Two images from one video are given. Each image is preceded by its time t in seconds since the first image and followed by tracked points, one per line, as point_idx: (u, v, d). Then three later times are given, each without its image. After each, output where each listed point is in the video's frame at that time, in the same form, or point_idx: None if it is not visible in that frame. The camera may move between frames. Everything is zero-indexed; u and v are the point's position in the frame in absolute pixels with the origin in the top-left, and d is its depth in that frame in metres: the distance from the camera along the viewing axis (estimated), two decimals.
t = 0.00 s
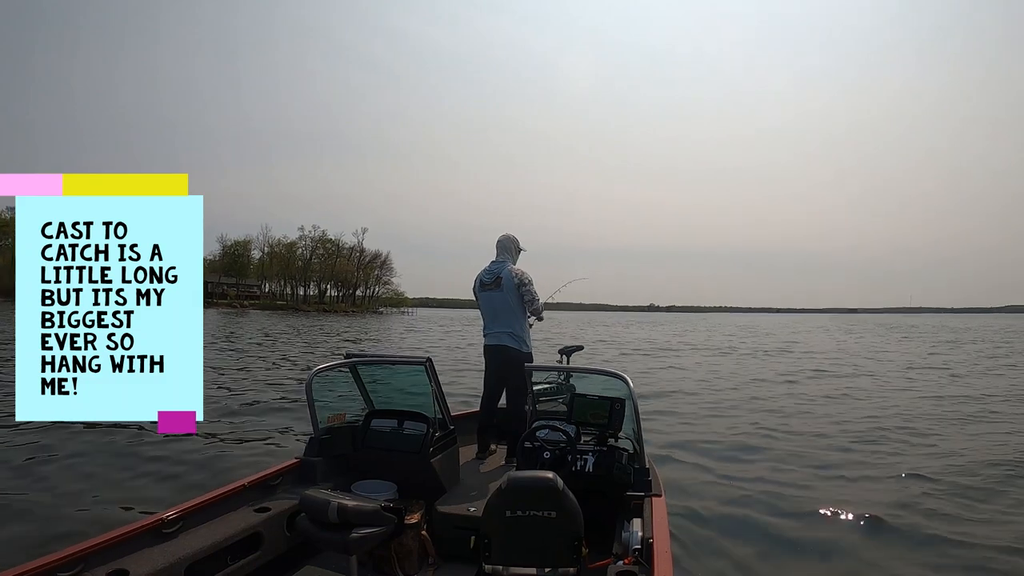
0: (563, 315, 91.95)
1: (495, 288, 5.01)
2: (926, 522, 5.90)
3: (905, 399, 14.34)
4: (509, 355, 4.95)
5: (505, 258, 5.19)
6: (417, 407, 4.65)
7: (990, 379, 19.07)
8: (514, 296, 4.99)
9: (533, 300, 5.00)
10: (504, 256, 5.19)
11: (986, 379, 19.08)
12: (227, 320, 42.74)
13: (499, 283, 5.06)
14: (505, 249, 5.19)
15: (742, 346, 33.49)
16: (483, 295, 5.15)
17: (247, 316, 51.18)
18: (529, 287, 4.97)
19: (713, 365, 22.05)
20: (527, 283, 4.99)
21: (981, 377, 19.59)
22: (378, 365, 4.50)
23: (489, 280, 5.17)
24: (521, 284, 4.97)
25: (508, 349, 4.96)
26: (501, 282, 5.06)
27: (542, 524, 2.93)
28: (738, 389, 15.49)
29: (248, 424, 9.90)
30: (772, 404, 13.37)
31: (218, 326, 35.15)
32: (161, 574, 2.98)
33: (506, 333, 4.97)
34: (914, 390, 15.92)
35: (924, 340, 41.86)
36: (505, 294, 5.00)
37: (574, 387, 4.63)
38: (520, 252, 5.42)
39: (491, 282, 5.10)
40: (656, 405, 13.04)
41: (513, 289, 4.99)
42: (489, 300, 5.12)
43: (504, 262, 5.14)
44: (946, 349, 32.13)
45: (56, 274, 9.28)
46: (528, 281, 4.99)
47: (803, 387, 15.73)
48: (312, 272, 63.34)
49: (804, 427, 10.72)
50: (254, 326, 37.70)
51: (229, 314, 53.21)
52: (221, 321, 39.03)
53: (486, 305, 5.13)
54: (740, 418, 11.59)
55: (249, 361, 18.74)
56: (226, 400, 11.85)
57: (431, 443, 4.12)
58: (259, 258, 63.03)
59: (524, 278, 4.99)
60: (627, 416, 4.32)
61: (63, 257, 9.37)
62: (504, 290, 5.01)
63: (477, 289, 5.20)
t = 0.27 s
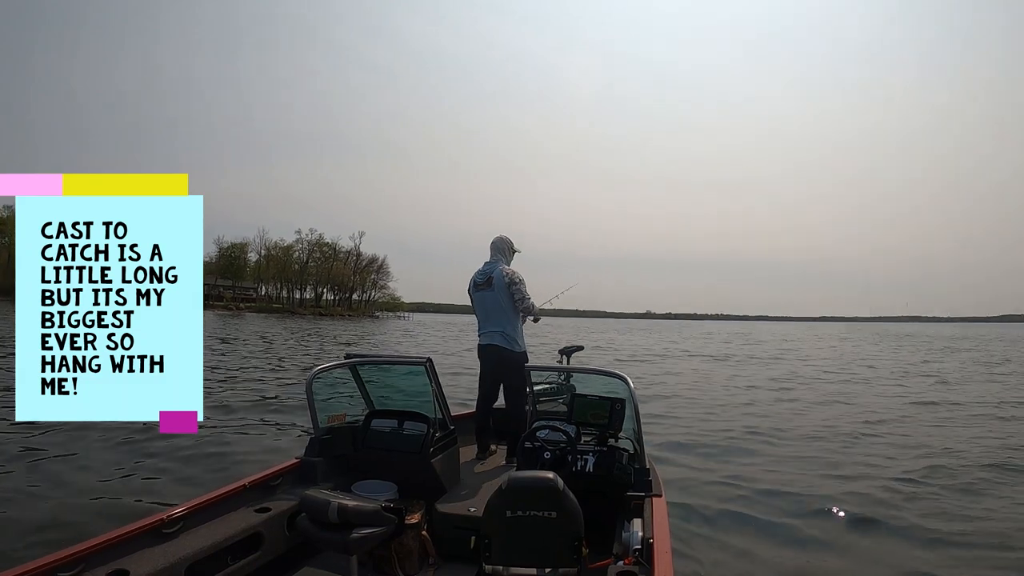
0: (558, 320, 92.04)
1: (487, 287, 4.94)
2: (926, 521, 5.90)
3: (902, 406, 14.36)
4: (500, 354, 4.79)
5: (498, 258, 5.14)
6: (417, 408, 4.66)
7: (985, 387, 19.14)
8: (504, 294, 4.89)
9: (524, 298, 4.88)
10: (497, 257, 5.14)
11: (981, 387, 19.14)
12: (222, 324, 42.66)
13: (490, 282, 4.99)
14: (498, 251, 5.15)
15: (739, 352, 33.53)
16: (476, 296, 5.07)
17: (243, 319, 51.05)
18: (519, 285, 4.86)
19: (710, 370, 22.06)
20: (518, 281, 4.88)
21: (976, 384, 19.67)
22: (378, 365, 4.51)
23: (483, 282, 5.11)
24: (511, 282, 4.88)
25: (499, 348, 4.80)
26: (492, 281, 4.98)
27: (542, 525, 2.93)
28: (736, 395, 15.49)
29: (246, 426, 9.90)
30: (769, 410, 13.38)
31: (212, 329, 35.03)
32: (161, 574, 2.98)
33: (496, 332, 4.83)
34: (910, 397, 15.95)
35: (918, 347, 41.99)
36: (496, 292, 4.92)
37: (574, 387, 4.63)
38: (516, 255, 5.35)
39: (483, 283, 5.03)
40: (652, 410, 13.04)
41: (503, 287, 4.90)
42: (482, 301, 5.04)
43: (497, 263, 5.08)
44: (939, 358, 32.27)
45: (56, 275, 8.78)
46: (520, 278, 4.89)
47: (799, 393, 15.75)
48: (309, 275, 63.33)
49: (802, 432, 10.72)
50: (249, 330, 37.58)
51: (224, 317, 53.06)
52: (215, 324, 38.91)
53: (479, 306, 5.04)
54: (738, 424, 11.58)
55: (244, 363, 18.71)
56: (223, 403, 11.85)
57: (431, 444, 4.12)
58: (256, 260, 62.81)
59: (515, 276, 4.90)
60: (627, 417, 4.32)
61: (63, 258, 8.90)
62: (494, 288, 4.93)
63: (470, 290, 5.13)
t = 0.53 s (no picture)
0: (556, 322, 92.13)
1: (479, 287, 4.95)
2: (925, 537, 5.93)
3: (899, 406, 14.38)
4: (492, 353, 4.77)
5: (492, 258, 5.14)
6: (417, 408, 4.67)
7: (981, 386, 19.19)
8: (496, 293, 4.88)
9: (516, 296, 4.84)
10: (492, 257, 5.14)
11: (977, 386, 19.19)
12: (217, 332, 42.61)
13: (483, 281, 4.99)
14: (493, 251, 5.15)
15: (735, 355, 33.57)
16: (470, 297, 5.09)
17: (238, 325, 50.98)
18: (510, 283, 4.83)
19: (707, 373, 22.06)
20: (509, 279, 4.86)
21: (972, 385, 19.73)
22: (378, 365, 4.51)
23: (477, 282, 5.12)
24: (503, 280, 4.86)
25: (491, 348, 4.79)
26: (484, 281, 4.98)
27: (542, 525, 2.93)
28: (733, 397, 15.50)
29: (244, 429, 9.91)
30: (767, 412, 13.39)
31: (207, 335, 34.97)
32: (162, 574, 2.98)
33: (488, 331, 4.83)
34: (907, 399, 15.98)
35: (913, 349, 42.11)
36: (488, 292, 4.91)
37: (574, 387, 4.64)
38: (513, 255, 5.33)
39: (476, 283, 5.04)
40: (650, 412, 13.05)
41: (494, 286, 4.88)
42: (476, 301, 5.05)
43: (490, 263, 5.08)
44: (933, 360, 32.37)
45: (56, 275, 8.74)
46: (511, 277, 4.86)
47: (797, 396, 15.77)
48: (305, 280, 63.39)
49: (800, 435, 10.73)
50: (244, 336, 37.50)
51: (220, 322, 52.98)
52: (211, 331, 38.83)
53: (473, 307, 5.05)
54: (736, 425, 11.59)
55: (241, 368, 18.73)
56: (221, 407, 11.84)
57: (431, 444, 4.12)
58: (252, 266, 62.70)
59: (506, 275, 4.88)
60: (627, 417, 4.32)
61: (63, 257, 8.86)
62: (487, 288, 4.93)
63: (465, 291, 5.15)
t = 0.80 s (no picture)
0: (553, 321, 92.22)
1: (476, 286, 4.95)
2: (925, 535, 5.94)
3: (896, 403, 14.41)
4: (489, 354, 4.78)
5: (490, 259, 5.13)
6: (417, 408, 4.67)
7: (978, 382, 19.24)
8: (493, 293, 4.87)
9: (513, 296, 4.81)
10: (490, 257, 5.14)
11: (974, 382, 19.24)
12: (213, 331, 42.53)
13: (480, 281, 4.99)
14: (492, 251, 5.14)
15: (732, 352, 33.60)
16: (469, 297, 5.09)
17: (235, 325, 50.92)
18: (506, 282, 4.81)
19: (704, 371, 22.09)
20: (506, 279, 4.83)
21: (967, 381, 19.78)
22: (377, 365, 4.52)
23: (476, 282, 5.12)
24: (499, 280, 4.84)
25: (488, 348, 4.79)
26: (482, 281, 4.98)
27: (542, 524, 2.93)
28: (731, 395, 15.51)
29: (243, 429, 9.90)
30: (765, 408, 13.40)
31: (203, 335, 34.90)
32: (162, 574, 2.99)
33: (485, 332, 4.83)
34: (904, 395, 16.01)
35: (910, 345, 42.24)
36: (485, 292, 4.91)
37: (574, 387, 4.64)
38: (512, 254, 5.30)
39: (475, 283, 5.04)
40: (648, 410, 13.06)
41: (491, 286, 4.87)
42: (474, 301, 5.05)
43: (488, 263, 5.08)
44: (929, 356, 32.45)
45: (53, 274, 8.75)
46: (507, 276, 4.84)
47: (794, 394, 15.79)
48: (303, 280, 63.46)
49: (798, 433, 10.75)
50: (240, 336, 37.40)
51: (218, 322, 52.99)
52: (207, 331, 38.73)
53: (471, 307, 5.05)
54: (735, 423, 11.59)
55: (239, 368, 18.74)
56: (219, 407, 11.83)
57: (431, 443, 4.12)
58: (249, 265, 62.84)
59: (503, 274, 4.86)
60: (627, 416, 4.33)
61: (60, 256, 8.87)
62: (484, 288, 4.93)
63: (464, 291, 5.16)
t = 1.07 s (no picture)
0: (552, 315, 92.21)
1: (484, 286, 4.94)
2: (925, 532, 5.94)
3: (895, 401, 14.42)
4: (495, 354, 4.78)
5: (499, 257, 5.12)
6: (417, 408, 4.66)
7: (977, 380, 19.26)
8: (501, 294, 4.86)
9: (520, 296, 4.80)
10: (499, 256, 5.12)
11: (973, 380, 19.26)
12: (210, 319, 42.57)
13: (488, 281, 4.99)
14: (501, 250, 5.13)
15: (731, 347, 33.61)
16: (477, 296, 5.09)
17: (234, 314, 50.84)
18: (514, 283, 4.79)
19: (703, 366, 22.08)
20: (513, 280, 4.82)
21: (965, 379, 19.79)
22: (377, 364, 4.51)
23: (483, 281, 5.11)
24: (507, 281, 4.82)
25: (494, 349, 4.80)
26: (489, 281, 4.98)
27: (542, 524, 2.93)
28: (731, 391, 15.51)
29: (242, 422, 9.90)
30: (765, 404, 13.40)
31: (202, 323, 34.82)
32: (161, 574, 2.99)
33: (492, 332, 4.83)
34: (903, 392, 16.02)
35: (908, 341, 42.31)
36: (493, 292, 4.90)
37: (574, 387, 4.63)
38: (521, 253, 5.28)
39: (483, 283, 5.03)
40: (647, 404, 13.04)
41: (499, 286, 4.86)
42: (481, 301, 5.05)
43: (496, 262, 5.07)
44: (927, 353, 32.46)
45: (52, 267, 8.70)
46: (515, 277, 4.82)
47: (794, 390, 15.80)
48: (302, 270, 63.36)
49: (797, 429, 10.75)
50: (238, 324, 37.30)
51: (216, 312, 52.96)
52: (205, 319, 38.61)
53: (479, 306, 5.05)
54: (735, 419, 11.59)
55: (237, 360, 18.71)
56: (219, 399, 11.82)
57: (431, 443, 4.12)
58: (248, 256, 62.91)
59: (510, 275, 4.84)
60: (627, 416, 4.32)
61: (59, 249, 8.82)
62: (491, 288, 4.92)
63: (472, 290, 5.15)
